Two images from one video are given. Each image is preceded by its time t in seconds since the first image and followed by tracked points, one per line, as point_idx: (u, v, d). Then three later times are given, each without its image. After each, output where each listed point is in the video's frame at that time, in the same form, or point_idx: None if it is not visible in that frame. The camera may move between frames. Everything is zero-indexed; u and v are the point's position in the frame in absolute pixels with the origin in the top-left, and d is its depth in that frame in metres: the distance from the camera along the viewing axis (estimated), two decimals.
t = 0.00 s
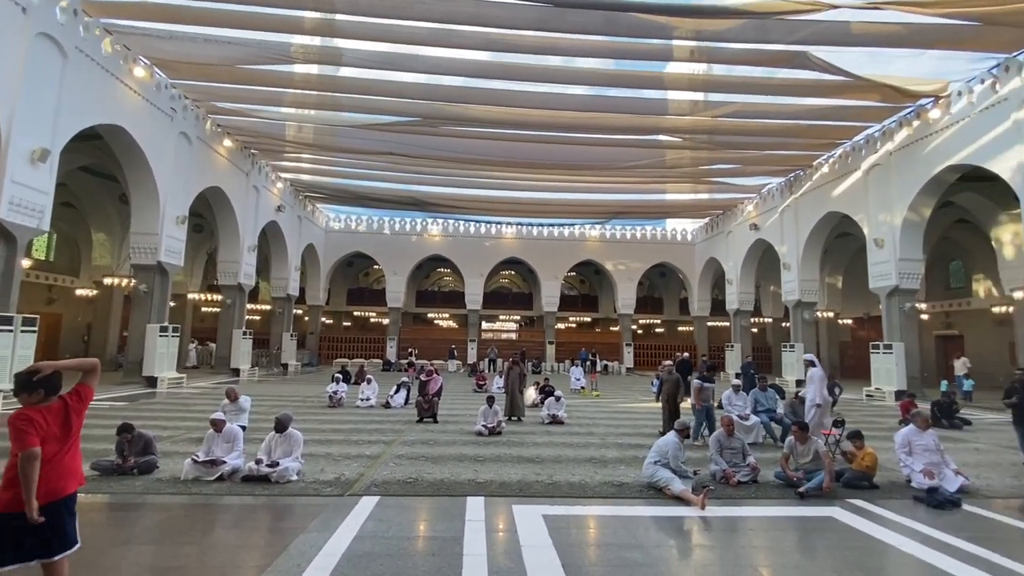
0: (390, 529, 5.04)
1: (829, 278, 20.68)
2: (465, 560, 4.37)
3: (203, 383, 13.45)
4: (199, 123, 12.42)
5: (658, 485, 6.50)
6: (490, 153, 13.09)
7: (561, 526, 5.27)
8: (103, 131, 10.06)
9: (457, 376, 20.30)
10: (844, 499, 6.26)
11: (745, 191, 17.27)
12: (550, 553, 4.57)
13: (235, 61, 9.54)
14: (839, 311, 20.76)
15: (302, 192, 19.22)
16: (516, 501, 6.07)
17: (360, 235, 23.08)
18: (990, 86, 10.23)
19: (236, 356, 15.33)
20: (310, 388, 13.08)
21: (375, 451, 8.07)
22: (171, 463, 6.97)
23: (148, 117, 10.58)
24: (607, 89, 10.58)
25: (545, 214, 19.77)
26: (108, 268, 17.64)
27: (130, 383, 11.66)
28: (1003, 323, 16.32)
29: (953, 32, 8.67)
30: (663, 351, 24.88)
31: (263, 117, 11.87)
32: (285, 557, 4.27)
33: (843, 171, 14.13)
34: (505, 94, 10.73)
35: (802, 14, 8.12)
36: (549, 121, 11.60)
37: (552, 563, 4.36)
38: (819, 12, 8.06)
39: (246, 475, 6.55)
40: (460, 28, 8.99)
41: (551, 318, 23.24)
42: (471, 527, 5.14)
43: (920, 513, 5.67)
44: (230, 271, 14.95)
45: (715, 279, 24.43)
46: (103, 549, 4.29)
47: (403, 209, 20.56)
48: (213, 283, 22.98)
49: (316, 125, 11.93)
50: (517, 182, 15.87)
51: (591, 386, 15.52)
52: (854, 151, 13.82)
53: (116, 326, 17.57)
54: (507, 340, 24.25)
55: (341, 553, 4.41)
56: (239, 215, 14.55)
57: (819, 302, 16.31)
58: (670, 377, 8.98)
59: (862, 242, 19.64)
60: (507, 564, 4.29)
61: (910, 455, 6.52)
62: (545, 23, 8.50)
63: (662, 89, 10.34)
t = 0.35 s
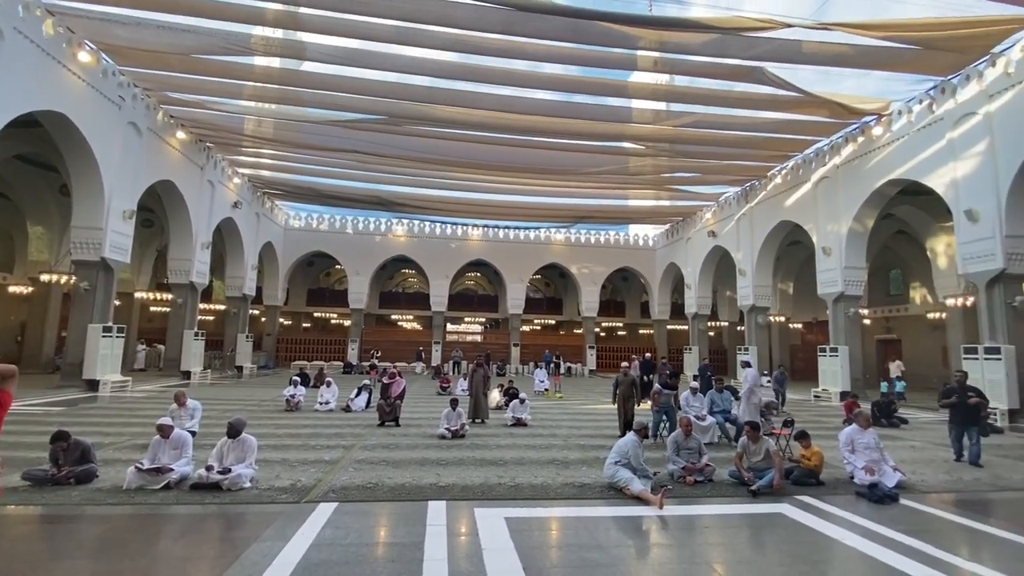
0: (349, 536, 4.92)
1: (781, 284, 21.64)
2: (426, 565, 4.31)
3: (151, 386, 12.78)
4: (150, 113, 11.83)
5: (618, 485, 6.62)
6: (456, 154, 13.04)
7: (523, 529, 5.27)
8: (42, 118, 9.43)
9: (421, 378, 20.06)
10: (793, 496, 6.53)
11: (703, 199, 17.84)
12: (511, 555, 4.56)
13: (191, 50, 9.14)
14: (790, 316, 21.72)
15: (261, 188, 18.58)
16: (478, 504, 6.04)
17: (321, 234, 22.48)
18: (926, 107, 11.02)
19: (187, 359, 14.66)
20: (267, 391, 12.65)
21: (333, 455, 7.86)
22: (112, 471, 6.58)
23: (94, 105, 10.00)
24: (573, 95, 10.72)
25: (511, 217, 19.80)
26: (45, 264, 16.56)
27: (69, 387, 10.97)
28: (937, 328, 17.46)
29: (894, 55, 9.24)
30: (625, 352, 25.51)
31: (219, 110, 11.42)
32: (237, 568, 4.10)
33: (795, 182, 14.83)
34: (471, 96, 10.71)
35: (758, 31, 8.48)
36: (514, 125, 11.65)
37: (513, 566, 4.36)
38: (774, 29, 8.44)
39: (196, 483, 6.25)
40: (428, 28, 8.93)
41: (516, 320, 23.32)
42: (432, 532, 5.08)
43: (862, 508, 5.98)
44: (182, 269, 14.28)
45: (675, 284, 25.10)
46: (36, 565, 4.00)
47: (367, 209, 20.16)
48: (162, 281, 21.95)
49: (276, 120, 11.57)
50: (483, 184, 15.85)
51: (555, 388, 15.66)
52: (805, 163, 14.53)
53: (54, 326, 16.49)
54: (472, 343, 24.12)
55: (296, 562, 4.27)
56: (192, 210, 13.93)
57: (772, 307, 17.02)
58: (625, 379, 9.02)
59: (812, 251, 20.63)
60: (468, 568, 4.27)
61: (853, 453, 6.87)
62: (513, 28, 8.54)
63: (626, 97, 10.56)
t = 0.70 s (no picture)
0: (301, 544, 4.75)
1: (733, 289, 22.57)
2: (381, 571, 4.22)
3: (85, 390, 11.97)
4: (90, 98, 11.10)
5: (575, 485, 6.70)
6: (417, 153, 12.88)
7: (480, 532, 5.24)
8: None
9: (378, 381, 19.68)
10: (741, 493, 6.79)
11: (660, 205, 18.36)
12: (468, 559, 4.53)
13: (136, 34, 8.63)
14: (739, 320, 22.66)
15: (211, 182, 17.77)
16: (435, 508, 5.96)
17: (275, 231, 21.70)
18: (865, 125, 11.85)
19: (127, 361, 13.84)
20: (215, 395, 12.09)
21: (285, 461, 7.58)
22: (40, 482, 6.09)
23: (26, 87, 9.29)
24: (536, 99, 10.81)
25: (475, 219, 19.73)
26: None
27: None
28: (871, 332, 18.62)
29: (836, 75, 9.80)
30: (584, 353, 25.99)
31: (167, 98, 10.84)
32: None
33: (746, 192, 15.49)
34: (433, 96, 10.61)
35: (714, 46, 8.81)
36: (476, 126, 11.62)
37: (470, 569, 4.32)
38: (728, 45, 8.80)
39: (133, 492, 5.87)
40: (391, 25, 8.78)
41: (477, 322, 23.27)
42: (388, 537, 4.98)
43: (803, 503, 6.29)
44: (122, 265, 13.44)
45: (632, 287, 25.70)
46: None
47: (326, 206, 19.61)
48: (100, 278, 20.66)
49: (228, 111, 11.09)
50: (445, 185, 15.74)
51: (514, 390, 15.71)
52: (755, 174, 15.20)
53: None
54: (432, 344, 23.78)
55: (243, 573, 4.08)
56: (134, 203, 13.15)
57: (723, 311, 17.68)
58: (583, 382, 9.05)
59: (760, 258, 21.59)
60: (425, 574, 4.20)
61: (795, 451, 7.23)
62: (477, 29, 8.53)
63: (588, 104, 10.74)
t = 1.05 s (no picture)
0: (241, 554, 4.52)
1: (681, 293, 23.44)
2: None
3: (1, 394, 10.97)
4: (11, 75, 10.18)
5: (528, 486, 6.72)
6: (372, 149, 12.61)
7: (431, 536, 5.16)
8: None
9: (329, 384, 19.12)
10: (686, 490, 7.03)
11: (614, 210, 18.80)
12: (418, 563, 4.45)
13: (66, 10, 8.00)
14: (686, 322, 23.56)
15: (148, 172, 16.69)
16: (385, 513, 5.83)
17: (219, 226, 20.66)
18: (803, 140, 12.59)
19: (49, 363, 12.81)
20: (151, 398, 11.37)
21: (225, 468, 7.21)
22: None
23: None
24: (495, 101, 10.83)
25: (433, 218, 19.49)
26: None
27: None
28: (806, 335, 19.76)
29: (778, 92, 10.36)
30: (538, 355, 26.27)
31: (100, 80, 10.09)
32: None
33: (694, 201, 16.11)
34: (389, 92, 10.42)
35: (666, 58, 9.11)
36: (432, 125, 11.49)
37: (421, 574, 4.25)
38: (680, 58, 9.12)
39: (52, 505, 5.42)
40: (348, 18, 8.55)
41: (433, 323, 23.02)
42: (335, 544, 4.82)
43: (744, 498, 6.59)
44: (45, 258, 12.42)
45: (587, 290, 26.17)
46: None
47: (277, 201, 18.83)
48: (18, 271, 19.03)
49: (168, 97, 10.47)
50: (402, 183, 15.48)
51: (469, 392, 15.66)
52: (702, 184, 15.84)
53: None
54: (385, 345, 23.00)
55: None
56: (61, 192, 12.17)
57: (672, 314, 18.29)
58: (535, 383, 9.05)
59: (707, 264, 22.50)
60: None
61: (736, 448, 7.54)
62: (437, 28, 8.44)
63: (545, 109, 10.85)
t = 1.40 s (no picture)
0: (169, 568, 4.26)
1: (629, 296, 24.12)
2: None
3: None
4: None
5: (475, 486, 6.70)
6: (320, 143, 12.22)
7: (375, 541, 5.04)
8: None
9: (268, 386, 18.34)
10: (630, 486, 7.24)
11: (565, 213, 19.11)
12: (361, 569, 4.33)
13: None
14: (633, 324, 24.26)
15: (71, 156, 15.44)
16: (327, 519, 5.64)
17: (151, 217, 19.40)
18: (742, 153, 13.28)
19: None
20: (72, 402, 10.55)
21: (152, 476, 6.77)
22: None
23: None
24: (448, 100, 10.76)
25: (385, 216, 19.09)
26: None
27: None
28: (743, 337, 20.82)
29: (719, 105, 10.86)
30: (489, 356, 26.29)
31: (14, 54, 9.24)
32: None
33: (641, 207, 16.63)
34: (338, 84, 10.12)
35: (616, 67, 9.36)
36: (383, 121, 11.26)
37: None
38: (629, 68, 9.39)
39: None
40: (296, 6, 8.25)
41: (381, 323, 22.56)
42: (273, 554, 4.62)
43: (685, 493, 6.88)
44: None
45: (538, 291, 26.41)
46: None
47: (217, 194, 17.88)
48: None
49: (94, 76, 9.73)
50: (352, 179, 15.09)
51: (418, 393, 15.49)
52: (649, 190, 16.41)
53: None
54: (332, 346, 22.19)
55: None
56: None
57: (619, 316, 18.78)
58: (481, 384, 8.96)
59: (653, 267, 23.28)
60: None
61: (677, 445, 7.82)
62: (390, 22, 8.29)
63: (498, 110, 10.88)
